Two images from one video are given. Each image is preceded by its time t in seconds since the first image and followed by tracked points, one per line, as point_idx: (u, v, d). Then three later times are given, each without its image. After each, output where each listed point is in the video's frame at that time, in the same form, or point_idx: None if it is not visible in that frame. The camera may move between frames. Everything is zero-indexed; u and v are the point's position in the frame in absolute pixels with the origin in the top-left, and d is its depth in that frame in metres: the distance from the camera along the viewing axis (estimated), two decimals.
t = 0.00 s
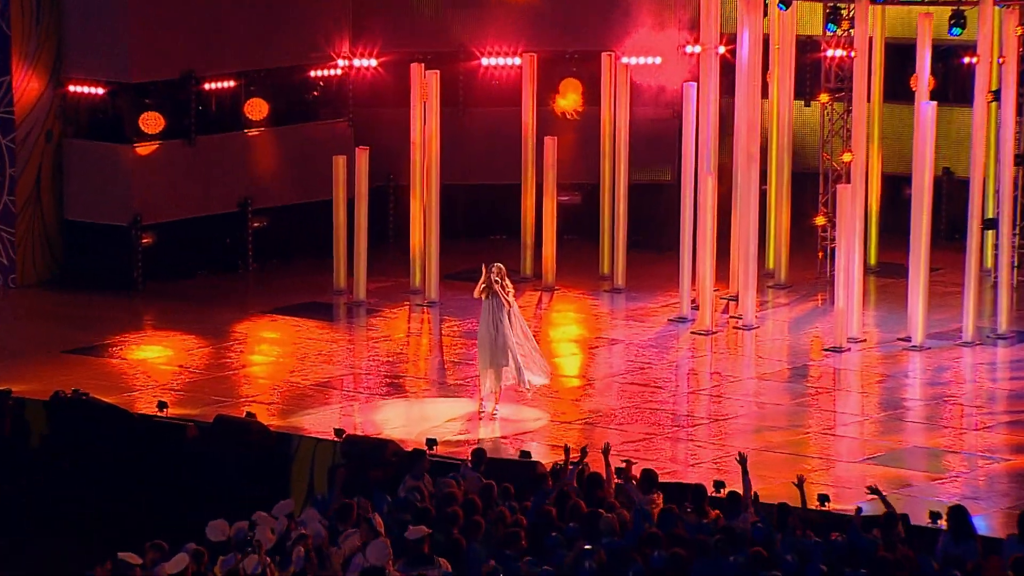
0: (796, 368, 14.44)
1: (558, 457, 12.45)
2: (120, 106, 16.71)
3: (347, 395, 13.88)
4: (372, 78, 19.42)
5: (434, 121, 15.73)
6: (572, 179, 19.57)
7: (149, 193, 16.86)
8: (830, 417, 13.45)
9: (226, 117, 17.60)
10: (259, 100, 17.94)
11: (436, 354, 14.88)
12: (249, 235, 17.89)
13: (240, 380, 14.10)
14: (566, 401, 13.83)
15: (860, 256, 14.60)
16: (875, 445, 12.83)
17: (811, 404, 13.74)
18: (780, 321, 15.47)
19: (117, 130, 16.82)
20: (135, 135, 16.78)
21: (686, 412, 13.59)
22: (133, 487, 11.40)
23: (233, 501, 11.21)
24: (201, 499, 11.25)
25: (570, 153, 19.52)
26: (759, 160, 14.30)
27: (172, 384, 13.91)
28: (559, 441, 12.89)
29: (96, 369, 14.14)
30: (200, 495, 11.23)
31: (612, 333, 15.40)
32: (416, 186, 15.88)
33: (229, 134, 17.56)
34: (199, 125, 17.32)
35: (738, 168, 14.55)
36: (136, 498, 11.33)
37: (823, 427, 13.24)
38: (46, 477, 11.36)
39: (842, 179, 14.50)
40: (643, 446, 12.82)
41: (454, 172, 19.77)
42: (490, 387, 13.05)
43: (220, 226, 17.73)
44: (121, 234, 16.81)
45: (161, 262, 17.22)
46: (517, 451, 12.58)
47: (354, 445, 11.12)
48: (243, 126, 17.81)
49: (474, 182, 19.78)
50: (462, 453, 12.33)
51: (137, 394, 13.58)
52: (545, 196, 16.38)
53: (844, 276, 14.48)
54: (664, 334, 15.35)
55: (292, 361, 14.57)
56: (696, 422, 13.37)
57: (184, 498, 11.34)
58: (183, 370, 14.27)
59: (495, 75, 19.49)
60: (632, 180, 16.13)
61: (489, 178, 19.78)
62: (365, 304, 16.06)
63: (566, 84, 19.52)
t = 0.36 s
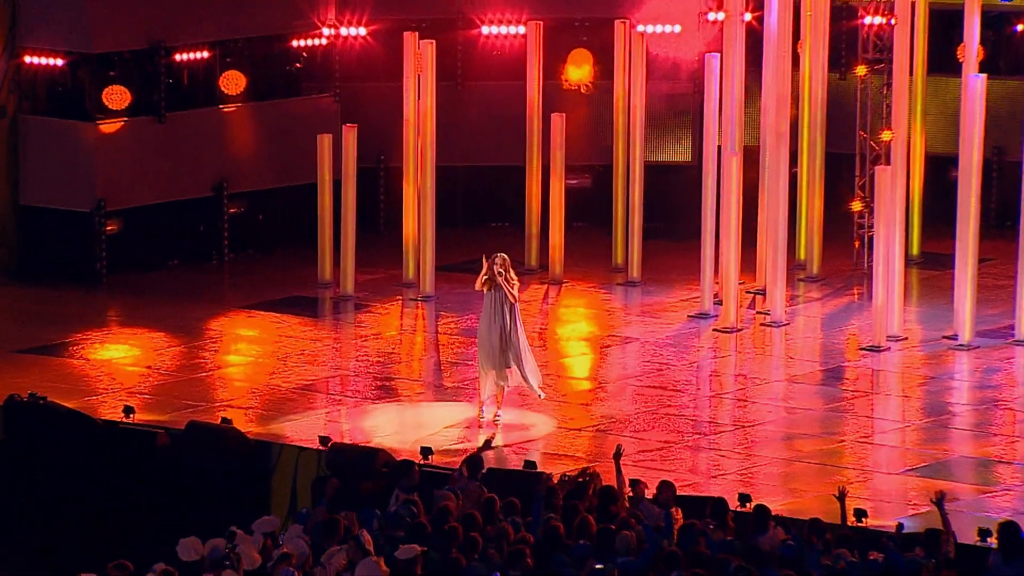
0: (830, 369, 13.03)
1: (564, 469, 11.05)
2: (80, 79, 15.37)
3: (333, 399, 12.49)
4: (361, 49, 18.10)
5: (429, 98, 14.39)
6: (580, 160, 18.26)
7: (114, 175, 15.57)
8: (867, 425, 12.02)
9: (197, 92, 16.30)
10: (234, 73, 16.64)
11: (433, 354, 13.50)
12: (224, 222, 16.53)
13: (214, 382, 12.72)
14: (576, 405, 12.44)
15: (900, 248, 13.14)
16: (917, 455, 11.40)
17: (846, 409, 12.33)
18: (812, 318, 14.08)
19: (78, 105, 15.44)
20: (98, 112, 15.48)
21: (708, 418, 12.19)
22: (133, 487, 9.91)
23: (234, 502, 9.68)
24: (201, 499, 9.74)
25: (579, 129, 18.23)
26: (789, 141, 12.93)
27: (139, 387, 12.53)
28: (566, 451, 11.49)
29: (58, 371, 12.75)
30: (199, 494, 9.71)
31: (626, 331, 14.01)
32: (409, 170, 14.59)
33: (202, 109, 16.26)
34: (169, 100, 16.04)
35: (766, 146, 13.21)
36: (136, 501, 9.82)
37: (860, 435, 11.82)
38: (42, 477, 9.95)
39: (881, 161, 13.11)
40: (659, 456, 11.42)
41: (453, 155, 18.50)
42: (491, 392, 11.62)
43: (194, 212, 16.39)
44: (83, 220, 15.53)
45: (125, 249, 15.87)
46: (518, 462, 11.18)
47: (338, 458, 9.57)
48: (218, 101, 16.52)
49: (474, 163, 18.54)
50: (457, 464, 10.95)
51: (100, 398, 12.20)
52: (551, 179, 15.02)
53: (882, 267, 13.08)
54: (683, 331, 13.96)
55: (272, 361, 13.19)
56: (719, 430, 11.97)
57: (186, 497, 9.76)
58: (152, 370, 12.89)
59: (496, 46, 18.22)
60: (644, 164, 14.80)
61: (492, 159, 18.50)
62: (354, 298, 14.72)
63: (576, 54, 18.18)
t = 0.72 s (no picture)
0: (867, 371, 11.80)
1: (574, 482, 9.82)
2: (40, 50, 14.15)
3: (318, 404, 11.27)
4: (350, 18, 16.94)
5: (425, 72, 13.26)
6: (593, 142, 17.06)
7: (77, 156, 14.45)
8: (910, 432, 10.78)
9: (167, 65, 15.20)
10: (210, 44, 15.59)
11: (428, 354, 12.29)
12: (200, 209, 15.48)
13: (188, 386, 11.49)
14: (586, 411, 11.22)
15: (944, 238, 11.94)
16: (964, 466, 10.15)
17: (885, 414, 11.08)
18: (846, 315, 12.86)
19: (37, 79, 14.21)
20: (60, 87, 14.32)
21: (732, 425, 10.96)
22: (133, 487, 8.09)
23: (239, 503, 8.10)
24: (203, 498, 8.09)
25: (592, 107, 17.10)
26: (823, 118, 11.87)
27: (104, 390, 11.32)
28: (577, 461, 10.25)
29: (16, 374, 11.51)
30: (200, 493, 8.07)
31: (642, 329, 12.78)
32: (403, 152, 13.48)
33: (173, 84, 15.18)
34: (136, 74, 14.94)
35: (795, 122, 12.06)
36: (136, 501, 8.02)
37: (901, 443, 10.59)
38: (34, 475, 8.17)
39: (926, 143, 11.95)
40: (678, 467, 10.19)
41: (452, 138, 17.37)
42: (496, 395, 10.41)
43: (166, 197, 15.33)
44: (44, 207, 14.35)
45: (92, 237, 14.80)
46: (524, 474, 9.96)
47: (325, 467, 8.08)
48: (192, 75, 15.45)
49: (475, 145, 17.40)
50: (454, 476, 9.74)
51: (61, 404, 10.96)
52: (560, 162, 13.91)
53: (925, 258, 11.87)
54: (704, 330, 12.73)
55: (251, 363, 11.99)
56: (745, 438, 10.72)
57: (188, 497, 8.05)
58: (119, 371, 11.68)
59: (498, 13, 17.15)
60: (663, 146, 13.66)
61: (495, 143, 17.39)
62: (343, 292, 13.54)
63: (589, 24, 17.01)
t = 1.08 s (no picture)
0: (909, 376, 10.70)
1: (586, 497, 8.73)
2: None
3: (304, 411, 10.17)
4: None
5: (423, 46, 12.16)
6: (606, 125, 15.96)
7: (37, 139, 13.47)
8: (959, 443, 9.67)
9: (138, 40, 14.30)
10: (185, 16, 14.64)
11: (427, 357, 11.21)
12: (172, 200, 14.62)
13: (162, 391, 10.42)
14: (600, 419, 10.13)
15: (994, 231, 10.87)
16: (1018, 481, 9.04)
17: (929, 423, 9.96)
18: (887, 315, 11.79)
19: None
20: (19, 64, 13.53)
21: (761, 435, 9.85)
22: (131, 485, 7.45)
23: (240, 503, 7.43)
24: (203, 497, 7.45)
25: (601, 89, 16.02)
26: (861, 97, 10.90)
27: (71, 395, 10.26)
28: (590, 475, 9.15)
29: None
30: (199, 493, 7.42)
31: (661, 330, 11.70)
32: (399, 136, 12.42)
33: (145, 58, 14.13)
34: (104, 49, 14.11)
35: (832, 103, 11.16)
36: (136, 501, 7.41)
37: (949, 455, 9.47)
38: (32, 473, 7.60)
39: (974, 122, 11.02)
40: (701, 481, 9.09)
41: (454, 124, 16.30)
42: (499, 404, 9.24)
43: (136, 185, 14.57)
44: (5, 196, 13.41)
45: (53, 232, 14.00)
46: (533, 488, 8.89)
47: (311, 480, 7.33)
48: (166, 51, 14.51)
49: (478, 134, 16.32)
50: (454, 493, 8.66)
51: (23, 412, 9.87)
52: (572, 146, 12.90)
53: (972, 248, 10.78)
54: (729, 330, 11.64)
55: (232, 366, 10.92)
56: (775, 449, 9.61)
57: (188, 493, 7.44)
58: (86, 375, 10.62)
59: None
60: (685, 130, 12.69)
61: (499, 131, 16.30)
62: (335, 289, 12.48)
63: None
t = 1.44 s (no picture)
0: (956, 381, 9.68)
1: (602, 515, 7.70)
2: None
3: (289, 420, 9.15)
4: None
5: (420, 19, 11.18)
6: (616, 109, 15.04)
7: None
8: (1014, 455, 8.64)
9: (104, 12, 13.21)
10: None
11: (425, 359, 10.21)
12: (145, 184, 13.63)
13: (131, 397, 9.40)
14: (615, 430, 9.09)
15: None
16: None
17: (978, 433, 8.93)
18: (930, 315, 10.77)
19: None
20: None
21: (796, 447, 8.80)
22: (133, 480, 6.25)
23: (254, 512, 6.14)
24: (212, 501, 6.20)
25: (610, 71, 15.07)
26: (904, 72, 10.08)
27: (31, 402, 9.23)
28: (604, 491, 8.13)
29: None
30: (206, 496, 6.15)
31: (682, 330, 10.67)
32: (393, 119, 11.51)
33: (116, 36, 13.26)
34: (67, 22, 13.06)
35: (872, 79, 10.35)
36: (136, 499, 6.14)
37: (1005, 469, 8.45)
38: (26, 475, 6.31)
39: None
40: (727, 497, 8.04)
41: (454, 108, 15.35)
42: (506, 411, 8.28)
43: (105, 170, 13.63)
44: None
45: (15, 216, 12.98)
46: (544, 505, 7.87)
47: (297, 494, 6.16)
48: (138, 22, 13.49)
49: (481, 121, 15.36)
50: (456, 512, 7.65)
51: None
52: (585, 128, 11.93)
53: None
54: (757, 331, 10.60)
55: (210, 369, 9.91)
56: (809, 462, 8.55)
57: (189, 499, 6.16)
58: (46, 380, 9.59)
59: None
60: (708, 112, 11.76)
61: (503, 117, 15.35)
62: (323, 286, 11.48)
63: None
